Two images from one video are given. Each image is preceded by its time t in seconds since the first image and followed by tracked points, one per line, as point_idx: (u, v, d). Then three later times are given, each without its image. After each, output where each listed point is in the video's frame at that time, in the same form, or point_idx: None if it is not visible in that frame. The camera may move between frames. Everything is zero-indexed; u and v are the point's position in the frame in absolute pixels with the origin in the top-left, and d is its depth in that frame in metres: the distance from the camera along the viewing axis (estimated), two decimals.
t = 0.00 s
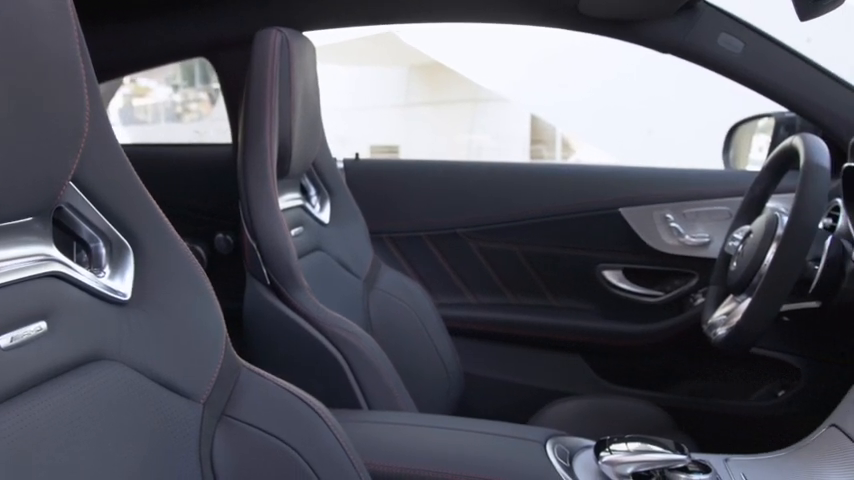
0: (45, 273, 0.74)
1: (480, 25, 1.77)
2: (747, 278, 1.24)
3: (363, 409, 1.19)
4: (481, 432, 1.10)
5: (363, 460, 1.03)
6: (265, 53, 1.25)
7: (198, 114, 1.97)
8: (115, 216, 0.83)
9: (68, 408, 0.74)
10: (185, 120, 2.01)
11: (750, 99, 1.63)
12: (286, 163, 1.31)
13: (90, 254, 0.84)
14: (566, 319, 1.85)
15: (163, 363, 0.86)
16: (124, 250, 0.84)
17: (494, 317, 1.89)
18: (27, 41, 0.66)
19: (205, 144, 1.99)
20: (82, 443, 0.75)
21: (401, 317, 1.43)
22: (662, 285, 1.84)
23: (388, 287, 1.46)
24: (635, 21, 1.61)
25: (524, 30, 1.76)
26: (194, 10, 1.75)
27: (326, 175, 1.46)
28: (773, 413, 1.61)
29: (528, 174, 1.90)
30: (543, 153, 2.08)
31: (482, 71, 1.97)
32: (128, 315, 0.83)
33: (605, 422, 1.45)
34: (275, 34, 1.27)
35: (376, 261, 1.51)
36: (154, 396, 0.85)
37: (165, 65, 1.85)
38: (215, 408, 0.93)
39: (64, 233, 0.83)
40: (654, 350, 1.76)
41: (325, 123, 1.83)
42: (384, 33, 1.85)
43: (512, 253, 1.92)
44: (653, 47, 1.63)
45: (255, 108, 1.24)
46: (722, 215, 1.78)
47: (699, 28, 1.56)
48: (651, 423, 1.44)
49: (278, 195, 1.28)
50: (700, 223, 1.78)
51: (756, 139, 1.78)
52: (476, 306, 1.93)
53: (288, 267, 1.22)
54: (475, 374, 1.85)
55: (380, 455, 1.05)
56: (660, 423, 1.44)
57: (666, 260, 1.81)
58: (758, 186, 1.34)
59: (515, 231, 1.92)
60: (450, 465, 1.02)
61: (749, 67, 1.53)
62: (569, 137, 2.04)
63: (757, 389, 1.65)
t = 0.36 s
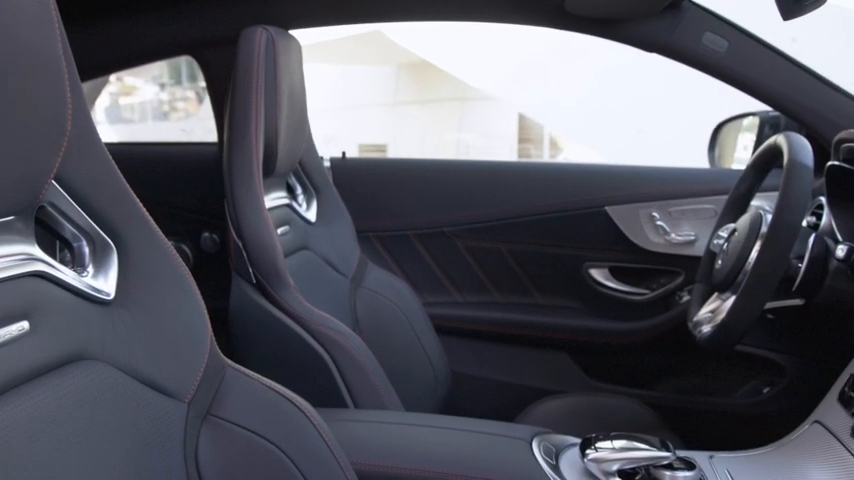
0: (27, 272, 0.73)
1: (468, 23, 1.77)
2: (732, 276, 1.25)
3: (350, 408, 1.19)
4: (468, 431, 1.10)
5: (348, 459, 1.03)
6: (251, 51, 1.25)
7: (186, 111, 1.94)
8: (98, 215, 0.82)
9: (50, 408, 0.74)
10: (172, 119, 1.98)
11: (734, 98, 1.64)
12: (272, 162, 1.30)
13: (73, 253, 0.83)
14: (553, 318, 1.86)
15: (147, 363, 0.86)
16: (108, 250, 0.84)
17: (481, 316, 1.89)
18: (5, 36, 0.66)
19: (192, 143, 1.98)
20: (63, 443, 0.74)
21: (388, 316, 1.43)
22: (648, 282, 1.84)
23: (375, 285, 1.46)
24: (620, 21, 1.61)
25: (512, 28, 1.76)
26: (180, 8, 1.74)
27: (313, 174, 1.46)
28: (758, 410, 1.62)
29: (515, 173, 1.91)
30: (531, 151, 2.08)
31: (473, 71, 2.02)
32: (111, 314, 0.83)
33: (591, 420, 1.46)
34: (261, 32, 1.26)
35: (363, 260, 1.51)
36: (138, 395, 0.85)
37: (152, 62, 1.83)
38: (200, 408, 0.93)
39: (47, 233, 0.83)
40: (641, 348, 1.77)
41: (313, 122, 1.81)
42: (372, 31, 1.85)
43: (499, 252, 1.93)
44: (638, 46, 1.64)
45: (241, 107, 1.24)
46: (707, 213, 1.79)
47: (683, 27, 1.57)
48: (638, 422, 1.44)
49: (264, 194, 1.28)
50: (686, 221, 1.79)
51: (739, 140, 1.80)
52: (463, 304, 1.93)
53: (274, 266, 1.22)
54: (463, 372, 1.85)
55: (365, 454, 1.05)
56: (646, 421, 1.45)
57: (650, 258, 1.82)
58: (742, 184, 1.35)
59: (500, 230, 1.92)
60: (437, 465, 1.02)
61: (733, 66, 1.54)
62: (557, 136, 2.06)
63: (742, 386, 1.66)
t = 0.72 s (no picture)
0: (10, 272, 0.73)
1: (455, 23, 1.77)
2: (716, 274, 1.26)
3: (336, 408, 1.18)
4: (454, 430, 1.10)
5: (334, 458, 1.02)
6: (236, 50, 1.24)
7: (173, 110, 1.93)
8: (81, 215, 0.82)
9: (33, 408, 0.73)
10: (158, 118, 1.97)
11: (719, 97, 1.65)
12: (258, 162, 1.30)
13: (55, 253, 0.82)
14: (540, 317, 1.86)
15: (131, 363, 0.85)
16: (91, 249, 0.83)
17: (468, 315, 1.89)
18: None
19: (178, 142, 1.97)
20: (46, 444, 0.74)
21: (374, 316, 1.43)
22: (635, 281, 1.85)
23: (361, 284, 1.45)
24: (605, 20, 1.62)
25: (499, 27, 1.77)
26: (166, 6, 1.74)
27: (299, 173, 1.46)
28: (742, 408, 1.62)
29: (501, 172, 1.91)
30: (519, 150, 2.14)
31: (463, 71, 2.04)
32: (95, 314, 0.82)
33: (578, 418, 1.46)
34: (246, 31, 1.26)
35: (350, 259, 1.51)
36: (122, 396, 0.84)
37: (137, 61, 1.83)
38: (184, 408, 0.93)
39: (29, 232, 0.82)
40: (627, 346, 1.78)
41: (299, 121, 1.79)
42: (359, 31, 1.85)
43: (485, 251, 1.93)
44: (623, 46, 1.65)
45: (226, 105, 1.23)
46: (692, 212, 1.80)
47: (668, 27, 1.57)
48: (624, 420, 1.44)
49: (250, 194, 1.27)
50: (671, 220, 1.80)
51: (725, 137, 1.80)
52: (450, 303, 1.93)
53: (259, 265, 1.21)
54: (449, 371, 1.85)
55: (351, 454, 1.05)
56: (632, 419, 1.45)
57: (636, 257, 1.83)
58: (727, 183, 1.36)
59: (486, 229, 1.92)
60: (424, 463, 1.02)
61: (718, 66, 1.55)
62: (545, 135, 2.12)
63: (727, 385, 1.66)
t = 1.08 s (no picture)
0: None
1: (440, 22, 1.77)
2: (699, 272, 1.27)
3: (321, 408, 1.18)
4: (438, 428, 1.10)
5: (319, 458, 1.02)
6: (219, 48, 1.24)
7: (158, 109, 1.92)
8: (61, 213, 0.81)
9: (17, 409, 0.71)
10: (143, 116, 1.95)
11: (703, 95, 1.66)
12: (242, 160, 1.29)
13: (35, 253, 0.81)
14: (526, 315, 1.87)
15: (113, 364, 0.85)
16: (71, 248, 0.82)
17: (453, 314, 1.89)
18: None
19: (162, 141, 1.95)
20: (29, 446, 0.72)
21: (359, 315, 1.43)
22: (619, 279, 1.86)
23: (345, 283, 1.45)
24: (590, 19, 1.62)
25: (484, 26, 1.77)
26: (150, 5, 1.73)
27: (284, 172, 1.45)
28: (724, 405, 1.62)
29: (487, 171, 1.91)
30: (504, 148, 2.16)
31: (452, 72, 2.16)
32: (77, 314, 0.81)
33: (563, 416, 1.47)
34: (230, 29, 1.26)
35: (335, 258, 1.51)
36: (104, 396, 0.83)
37: (122, 60, 1.83)
38: (167, 408, 0.92)
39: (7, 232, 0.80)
40: (612, 344, 1.78)
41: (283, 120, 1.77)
42: (346, 30, 1.85)
43: (471, 250, 1.93)
44: (608, 45, 1.65)
45: (210, 103, 1.23)
46: (676, 210, 1.81)
47: (652, 26, 1.58)
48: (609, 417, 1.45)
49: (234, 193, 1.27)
50: (655, 218, 1.81)
51: (709, 137, 1.80)
52: (435, 302, 1.93)
53: (243, 264, 1.21)
54: (435, 369, 1.85)
55: (336, 453, 1.04)
56: (617, 417, 1.45)
57: (620, 255, 1.83)
58: (710, 181, 1.37)
59: (470, 228, 1.92)
60: (408, 462, 1.02)
61: (701, 65, 1.56)
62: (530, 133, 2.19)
63: (711, 382, 1.67)
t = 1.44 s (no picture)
0: None
1: (424, 20, 1.77)
2: (682, 270, 1.27)
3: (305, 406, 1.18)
4: (422, 426, 1.10)
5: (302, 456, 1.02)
6: (201, 46, 1.23)
7: (143, 108, 1.89)
8: (41, 212, 0.80)
9: None
10: (127, 115, 1.95)
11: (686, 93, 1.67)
12: (225, 159, 1.29)
13: (14, 252, 0.79)
14: (511, 313, 1.87)
15: (94, 364, 0.84)
16: (52, 246, 0.81)
17: (439, 312, 1.89)
18: None
19: (146, 140, 1.94)
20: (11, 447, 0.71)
21: (343, 313, 1.42)
22: (604, 277, 1.87)
23: (330, 282, 1.45)
24: (574, 18, 1.62)
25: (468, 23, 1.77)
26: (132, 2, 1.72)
27: (268, 171, 1.45)
28: (706, 401, 1.63)
29: (471, 169, 1.91)
30: (491, 147, 2.16)
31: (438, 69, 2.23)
32: (57, 313, 0.80)
33: (547, 413, 1.47)
34: (212, 26, 1.25)
35: (319, 257, 1.51)
36: (85, 396, 0.82)
37: (106, 58, 1.82)
38: (149, 408, 0.91)
39: None
40: (601, 339, 1.78)
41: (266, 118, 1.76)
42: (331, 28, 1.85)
43: (456, 248, 1.92)
44: (591, 44, 1.65)
45: (192, 101, 1.22)
46: (659, 208, 1.82)
47: (635, 25, 1.58)
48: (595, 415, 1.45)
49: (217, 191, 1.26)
50: (639, 216, 1.82)
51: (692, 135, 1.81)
52: (420, 300, 1.93)
53: (226, 263, 1.20)
54: (420, 368, 1.84)
55: (319, 452, 1.04)
56: (602, 414, 1.46)
57: (604, 253, 1.84)
58: (693, 179, 1.37)
59: (455, 226, 1.92)
60: (392, 460, 1.02)
61: (683, 63, 1.57)
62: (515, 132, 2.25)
63: (695, 379, 1.68)
